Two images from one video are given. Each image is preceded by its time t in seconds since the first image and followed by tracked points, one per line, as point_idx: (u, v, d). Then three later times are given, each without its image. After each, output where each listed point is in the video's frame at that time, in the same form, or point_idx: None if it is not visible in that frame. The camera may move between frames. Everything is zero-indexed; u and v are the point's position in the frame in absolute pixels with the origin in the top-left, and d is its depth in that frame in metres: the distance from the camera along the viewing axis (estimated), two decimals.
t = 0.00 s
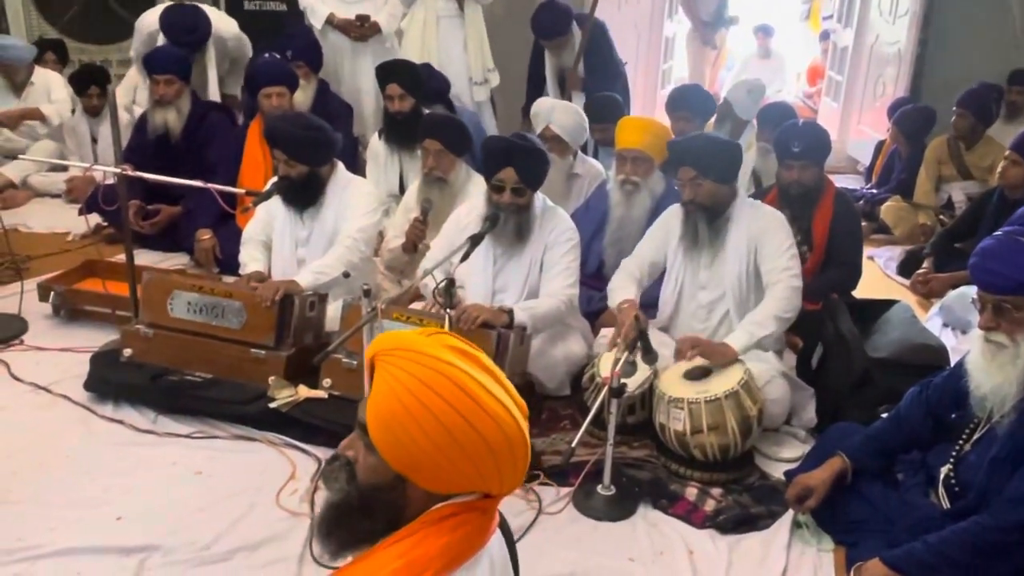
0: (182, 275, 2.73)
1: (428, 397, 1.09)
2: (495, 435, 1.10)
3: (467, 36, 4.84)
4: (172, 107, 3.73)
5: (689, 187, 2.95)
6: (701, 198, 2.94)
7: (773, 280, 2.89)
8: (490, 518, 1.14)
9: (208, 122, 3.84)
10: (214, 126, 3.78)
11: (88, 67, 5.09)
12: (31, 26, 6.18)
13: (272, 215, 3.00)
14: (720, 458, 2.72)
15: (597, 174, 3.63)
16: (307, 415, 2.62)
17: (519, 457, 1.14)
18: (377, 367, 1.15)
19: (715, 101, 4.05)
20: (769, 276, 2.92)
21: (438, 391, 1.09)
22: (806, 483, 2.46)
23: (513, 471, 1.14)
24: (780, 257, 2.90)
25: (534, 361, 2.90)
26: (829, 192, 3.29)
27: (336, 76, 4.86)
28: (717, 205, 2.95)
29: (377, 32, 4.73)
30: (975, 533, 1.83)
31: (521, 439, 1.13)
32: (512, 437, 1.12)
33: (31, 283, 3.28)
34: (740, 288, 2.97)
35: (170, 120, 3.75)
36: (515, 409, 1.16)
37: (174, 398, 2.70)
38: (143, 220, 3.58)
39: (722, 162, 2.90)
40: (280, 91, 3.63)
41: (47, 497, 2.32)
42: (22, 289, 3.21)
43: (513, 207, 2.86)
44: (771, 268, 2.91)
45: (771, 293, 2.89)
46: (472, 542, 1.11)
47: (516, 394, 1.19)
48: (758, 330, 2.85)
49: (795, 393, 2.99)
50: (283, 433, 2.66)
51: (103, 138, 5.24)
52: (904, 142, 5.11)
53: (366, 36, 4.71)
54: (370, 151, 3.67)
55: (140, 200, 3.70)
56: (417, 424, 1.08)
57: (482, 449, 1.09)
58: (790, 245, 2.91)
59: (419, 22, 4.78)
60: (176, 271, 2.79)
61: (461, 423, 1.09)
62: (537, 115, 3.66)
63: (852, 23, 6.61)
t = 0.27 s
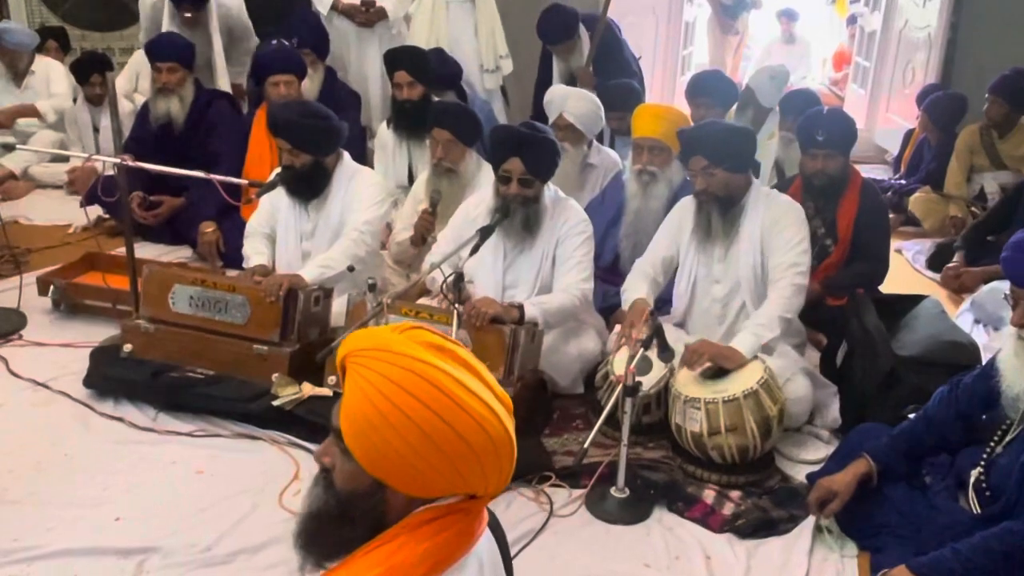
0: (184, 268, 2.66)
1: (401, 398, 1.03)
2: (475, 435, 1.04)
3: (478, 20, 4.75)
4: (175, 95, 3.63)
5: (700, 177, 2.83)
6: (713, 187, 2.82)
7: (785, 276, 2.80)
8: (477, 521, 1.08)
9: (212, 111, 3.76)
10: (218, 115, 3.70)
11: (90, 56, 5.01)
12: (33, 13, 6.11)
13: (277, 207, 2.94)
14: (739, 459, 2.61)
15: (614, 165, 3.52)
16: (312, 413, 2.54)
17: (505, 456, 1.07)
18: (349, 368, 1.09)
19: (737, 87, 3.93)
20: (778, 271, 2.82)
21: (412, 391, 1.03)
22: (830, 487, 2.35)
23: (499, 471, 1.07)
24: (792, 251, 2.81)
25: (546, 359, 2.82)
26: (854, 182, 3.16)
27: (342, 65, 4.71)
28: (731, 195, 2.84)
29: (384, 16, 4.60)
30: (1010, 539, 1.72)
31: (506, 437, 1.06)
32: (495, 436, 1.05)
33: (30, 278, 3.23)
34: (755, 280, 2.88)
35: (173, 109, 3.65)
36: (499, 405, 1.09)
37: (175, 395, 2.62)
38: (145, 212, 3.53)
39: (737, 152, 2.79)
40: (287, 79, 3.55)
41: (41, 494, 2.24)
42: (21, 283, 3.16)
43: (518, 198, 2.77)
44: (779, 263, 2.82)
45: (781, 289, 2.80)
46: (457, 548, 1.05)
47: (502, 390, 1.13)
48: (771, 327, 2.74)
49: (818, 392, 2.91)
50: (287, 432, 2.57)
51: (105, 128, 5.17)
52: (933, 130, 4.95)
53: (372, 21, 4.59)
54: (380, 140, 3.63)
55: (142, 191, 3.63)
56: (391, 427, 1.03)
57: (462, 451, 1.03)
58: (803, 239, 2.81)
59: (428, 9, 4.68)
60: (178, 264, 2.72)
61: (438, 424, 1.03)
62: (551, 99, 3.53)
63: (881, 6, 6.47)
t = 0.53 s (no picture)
0: (187, 265, 2.63)
1: (345, 401, 1.00)
2: (426, 433, 1.00)
3: (487, 12, 4.71)
4: (182, 88, 3.65)
5: (710, 174, 2.78)
6: (723, 183, 2.77)
7: (790, 273, 2.75)
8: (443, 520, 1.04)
9: (218, 106, 3.74)
10: (225, 109, 3.69)
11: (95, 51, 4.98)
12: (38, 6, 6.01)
13: (283, 202, 2.91)
14: (752, 462, 2.55)
15: (626, 160, 3.46)
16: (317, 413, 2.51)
17: (465, 452, 1.03)
18: (295, 377, 1.05)
19: (753, 78, 3.84)
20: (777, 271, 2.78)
21: (356, 394, 1.00)
22: (846, 489, 2.26)
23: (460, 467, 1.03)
24: (796, 250, 2.76)
25: (555, 358, 2.78)
26: (873, 176, 3.07)
27: (349, 59, 4.63)
28: (742, 190, 2.79)
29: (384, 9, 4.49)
30: None
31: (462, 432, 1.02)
32: (450, 432, 1.01)
33: (34, 275, 3.22)
34: (765, 278, 2.82)
35: (178, 103, 3.67)
36: (455, 400, 1.05)
37: (179, 394, 2.60)
38: (150, 208, 3.51)
39: (746, 150, 2.74)
40: (295, 73, 3.53)
41: (44, 494, 2.21)
42: (25, 280, 3.17)
43: (520, 192, 2.74)
44: (782, 262, 2.77)
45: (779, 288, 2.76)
46: (422, 551, 1.01)
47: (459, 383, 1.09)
48: (772, 328, 2.69)
49: (833, 392, 2.82)
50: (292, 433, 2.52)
51: (112, 123, 5.16)
52: (954, 123, 4.83)
53: (372, 15, 4.48)
54: (388, 135, 3.61)
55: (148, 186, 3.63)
56: (337, 432, 1.00)
57: (414, 451, 0.99)
58: (806, 239, 2.76)
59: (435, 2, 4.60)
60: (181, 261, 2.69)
61: (386, 426, 0.99)
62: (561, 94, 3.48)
63: None
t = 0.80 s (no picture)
0: (196, 274, 2.64)
1: (266, 428, 0.99)
2: (352, 449, 0.99)
3: (497, 17, 4.65)
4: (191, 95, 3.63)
5: (717, 181, 2.76)
6: (731, 190, 2.75)
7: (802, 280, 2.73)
8: (394, 531, 1.03)
9: (228, 111, 3.76)
10: (235, 114, 3.70)
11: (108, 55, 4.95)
12: (50, 10, 6.04)
13: (291, 209, 2.92)
14: (759, 471, 2.52)
15: (632, 163, 3.49)
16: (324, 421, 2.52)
17: (401, 460, 1.02)
18: (218, 408, 1.06)
19: (761, 84, 3.84)
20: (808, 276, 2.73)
21: (276, 419, 0.99)
22: (850, 498, 2.21)
23: (399, 475, 1.02)
24: (819, 254, 2.72)
25: (560, 364, 2.80)
26: (882, 180, 3.06)
27: (356, 63, 4.66)
28: (750, 197, 2.76)
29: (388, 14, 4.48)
30: None
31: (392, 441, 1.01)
32: (379, 444, 1.00)
33: (46, 280, 3.24)
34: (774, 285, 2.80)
35: (188, 109, 3.66)
36: (384, 410, 1.04)
37: (187, 401, 2.62)
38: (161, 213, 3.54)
39: (756, 156, 2.72)
40: (304, 79, 3.56)
41: (51, 500, 2.21)
42: (37, 285, 3.20)
43: (525, 200, 2.73)
44: (812, 266, 2.73)
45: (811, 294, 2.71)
46: (371, 566, 1.00)
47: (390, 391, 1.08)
48: (800, 332, 2.66)
49: (842, 398, 2.78)
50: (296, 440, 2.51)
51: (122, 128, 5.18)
52: (967, 125, 4.77)
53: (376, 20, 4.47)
54: (397, 140, 3.62)
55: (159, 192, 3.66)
56: (264, 459, 0.99)
57: (343, 468, 0.99)
58: (829, 243, 2.72)
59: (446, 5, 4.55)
60: (190, 269, 2.70)
61: (311, 447, 0.99)
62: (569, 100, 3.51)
63: None
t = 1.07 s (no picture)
0: (202, 277, 2.65)
1: (205, 438, 1.00)
2: (295, 451, 0.99)
3: (503, 19, 4.61)
4: (199, 98, 3.65)
5: (727, 181, 2.75)
6: (742, 191, 2.74)
7: (808, 283, 2.72)
8: (353, 528, 1.03)
9: (236, 114, 3.78)
10: (244, 117, 3.72)
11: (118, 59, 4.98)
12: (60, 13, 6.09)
13: (298, 211, 2.94)
14: (765, 475, 2.51)
15: (640, 165, 3.49)
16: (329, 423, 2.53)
17: (349, 456, 1.02)
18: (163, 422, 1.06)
19: (769, 85, 3.83)
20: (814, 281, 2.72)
21: (215, 428, 1.00)
22: (857, 502, 2.17)
23: (348, 472, 1.02)
24: (825, 257, 2.71)
25: (567, 367, 2.80)
26: (891, 181, 3.04)
27: (363, 67, 4.73)
28: (758, 199, 2.76)
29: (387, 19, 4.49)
30: None
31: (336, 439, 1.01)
32: (321, 444, 1.00)
33: (54, 283, 3.26)
34: (781, 287, 2.79)
35: (196, 112, 3.67)
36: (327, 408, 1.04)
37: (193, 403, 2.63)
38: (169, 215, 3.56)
39: (762, 158, 2.72)
40: (312, 82, 3.57)
41: (58, 503, 2.21)
42: (46, 288, 3.22)
43: (534, 204, 2.74)
44: (820, 269, 2.71)
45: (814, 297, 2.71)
46: (327, 566, 1.00)
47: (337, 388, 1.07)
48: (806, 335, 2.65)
49: (848, 403, 2.78)
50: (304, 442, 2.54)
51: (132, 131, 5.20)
52: (977, 125, 4.73)
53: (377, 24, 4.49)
54: (404, 142, 3.63)
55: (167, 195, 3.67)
56: (207, 469, 1.00)
57: (287, 471, 0.99)
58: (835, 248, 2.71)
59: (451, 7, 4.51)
60: (197, 273, 2.71)
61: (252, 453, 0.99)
62: (577, 104, 3.51)
63: None
